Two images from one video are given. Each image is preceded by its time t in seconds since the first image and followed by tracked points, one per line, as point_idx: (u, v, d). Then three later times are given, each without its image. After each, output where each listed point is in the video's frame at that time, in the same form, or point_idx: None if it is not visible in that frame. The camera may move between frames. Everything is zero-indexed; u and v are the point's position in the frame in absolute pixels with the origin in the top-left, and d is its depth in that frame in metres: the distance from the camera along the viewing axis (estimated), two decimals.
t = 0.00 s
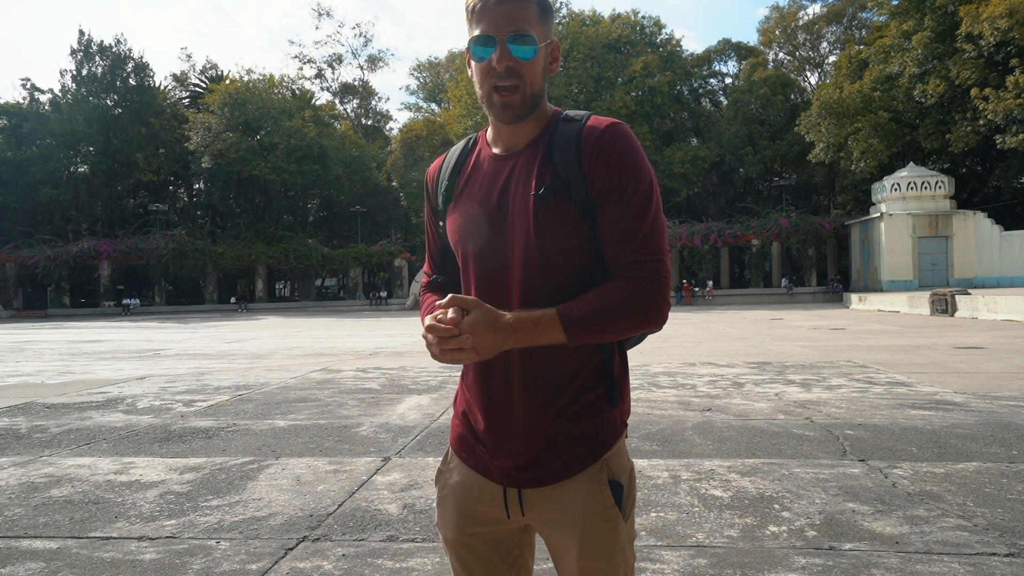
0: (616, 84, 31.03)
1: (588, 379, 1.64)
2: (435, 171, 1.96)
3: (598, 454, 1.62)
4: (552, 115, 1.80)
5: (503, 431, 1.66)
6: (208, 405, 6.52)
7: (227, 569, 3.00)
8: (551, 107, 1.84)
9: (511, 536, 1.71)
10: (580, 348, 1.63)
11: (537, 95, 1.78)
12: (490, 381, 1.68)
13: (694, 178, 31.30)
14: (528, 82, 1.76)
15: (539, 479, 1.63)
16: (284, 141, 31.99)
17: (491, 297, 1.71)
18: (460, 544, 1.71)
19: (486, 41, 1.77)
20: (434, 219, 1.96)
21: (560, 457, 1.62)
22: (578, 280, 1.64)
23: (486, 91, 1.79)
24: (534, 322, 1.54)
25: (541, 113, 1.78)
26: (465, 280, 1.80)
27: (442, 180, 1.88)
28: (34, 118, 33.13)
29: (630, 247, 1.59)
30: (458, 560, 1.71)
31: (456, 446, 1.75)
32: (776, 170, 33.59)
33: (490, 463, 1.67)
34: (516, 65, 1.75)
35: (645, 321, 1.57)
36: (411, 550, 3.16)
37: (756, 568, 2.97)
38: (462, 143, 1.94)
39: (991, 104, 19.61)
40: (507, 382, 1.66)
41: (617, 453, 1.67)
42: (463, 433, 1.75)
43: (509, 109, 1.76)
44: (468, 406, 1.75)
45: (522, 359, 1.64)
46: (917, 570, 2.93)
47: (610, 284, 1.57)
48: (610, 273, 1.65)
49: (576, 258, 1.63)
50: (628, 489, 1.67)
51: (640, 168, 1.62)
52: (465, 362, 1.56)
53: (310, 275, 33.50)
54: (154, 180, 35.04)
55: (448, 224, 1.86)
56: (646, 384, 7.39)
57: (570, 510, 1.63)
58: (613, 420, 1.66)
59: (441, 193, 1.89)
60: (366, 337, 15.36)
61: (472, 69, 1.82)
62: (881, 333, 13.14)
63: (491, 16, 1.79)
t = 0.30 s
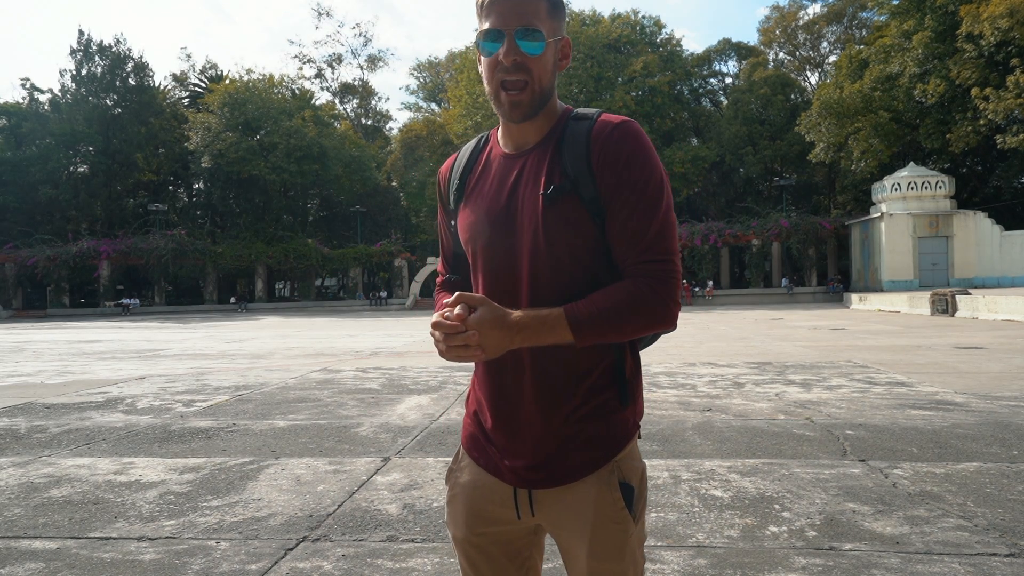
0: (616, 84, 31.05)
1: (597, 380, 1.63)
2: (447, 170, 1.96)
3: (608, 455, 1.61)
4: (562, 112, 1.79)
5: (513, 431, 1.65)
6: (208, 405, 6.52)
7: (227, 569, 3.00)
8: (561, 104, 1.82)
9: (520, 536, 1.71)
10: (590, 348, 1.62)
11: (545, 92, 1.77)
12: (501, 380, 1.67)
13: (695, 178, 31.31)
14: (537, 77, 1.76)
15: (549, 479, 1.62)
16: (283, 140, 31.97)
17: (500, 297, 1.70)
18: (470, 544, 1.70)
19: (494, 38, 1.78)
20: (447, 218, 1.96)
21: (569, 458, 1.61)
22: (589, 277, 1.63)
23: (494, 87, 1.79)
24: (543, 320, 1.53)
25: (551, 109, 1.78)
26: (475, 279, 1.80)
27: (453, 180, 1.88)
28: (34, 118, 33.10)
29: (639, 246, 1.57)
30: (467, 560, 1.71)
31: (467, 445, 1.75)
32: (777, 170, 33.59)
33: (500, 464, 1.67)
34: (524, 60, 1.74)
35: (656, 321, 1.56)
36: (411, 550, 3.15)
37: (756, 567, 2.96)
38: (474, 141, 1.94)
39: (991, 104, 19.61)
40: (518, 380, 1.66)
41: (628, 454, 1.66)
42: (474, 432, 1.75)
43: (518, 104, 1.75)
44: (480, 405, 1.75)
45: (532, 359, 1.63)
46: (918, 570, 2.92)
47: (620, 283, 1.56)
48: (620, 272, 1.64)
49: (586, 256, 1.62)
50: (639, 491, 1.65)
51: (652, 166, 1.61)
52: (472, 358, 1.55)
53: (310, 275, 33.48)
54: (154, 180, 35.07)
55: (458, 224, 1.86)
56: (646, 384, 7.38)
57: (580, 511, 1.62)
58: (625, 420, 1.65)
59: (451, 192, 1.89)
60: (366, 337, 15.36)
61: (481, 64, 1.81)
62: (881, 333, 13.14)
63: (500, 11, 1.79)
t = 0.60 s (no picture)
0: (616, 83, 31.05)
1: (600, 380, 1.62)
2: (451, 171, 1.96)
3: (611, 457, 1.61)
4: (565, 110, 1.79)
5: (515, 430, 1.65)
6: (208, 405, 6.52)
7: (227, 569, 2.99)
8: (564, 104, 1.82)
9: (522, 536, 1.71)
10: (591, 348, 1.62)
11: (546, 90, 1.77)
12: (504, 379, 1.67)
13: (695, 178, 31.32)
14: (538, 75, 1.75)
15: (551, 478, 1.62)
16: (284, 141, 31.97)
17: (503, 297, 1.71)
18: (471, 544, 1.70)
19: (496, 36, 1.78)
20: (451, 218, 1.97)
21: (573, 457, 1.61)
22: (591, 277, 1.63)
23: (495, 83, 1.79)
24: (544, 320, 1.53)
25: (554, 108, 1.78)
26: (477, 278, 1.80)
27: (457, 180, 1.89)
28: (34, 118, 33.08)
29: (641, 245, 1.56)
30: (468, 560, 1.71)
31: (470, 446, 1.75)
32: (777, 170, 33.59)
33: (502, 465, 1.67)
34: (523, 59, 1.74)
35: (657, 320, 1.55)
36: (411, 550, 3.15)
37: (756, 568, 2.96)
38: (478, 142, 1.94)
39: (991, 104, 19.60)
40: (521, 381, 1.65)
41: (631, 456, 1.66)
42: (478, 432, 1.74)
43: (517, 102, 1.76)
44: (482, 405, 1.75)
45: (534, 359, 1.63)
46: (918, 570, 2.92)
47: (621, 282, 1.55)
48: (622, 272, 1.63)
49: (588, 253, 1.62)
50: (641, 491, 1.66)
51: (655, 166, 1.60)
52: (473, 357, 1.56)
53: (310, 275, 33.46)
54: (154, 180, 35.08)
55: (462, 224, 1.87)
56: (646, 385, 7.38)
57: (581, 510, 1.62)
58: (627, 422, 1.65)
59: (454, 193, 1.90)
60: (366, 337, 15.36)
61: (483, 62, 1.81)
62: (881, 333, 13.14)
63: (504, 9, 1.79)
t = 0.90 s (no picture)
0: (616, 83, 31.06)
1: (601, 377, 1.62)
2: (451, 170, 1.95)
3: (614, 456, 1.61)
4: (567, 106, 1.79)
5: (517, 430, 1.65)
6: (208, 405, 6.52)
7: (227, 569, 3.00)
8: (567, 101, 1.82)
9: (522, 537, 1.70)
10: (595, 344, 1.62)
11: (545, 83, 1.76)
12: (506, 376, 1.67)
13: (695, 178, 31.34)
14: (536, 70, 1.75)
15: (553, 478, 1.62)
16: (284, 140, 31.99)
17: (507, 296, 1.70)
18: (472, 543, 1.70)
19: (498, 30, 1.79)
20: (451, 218, 1.97)
21: (576, 458, 1.61)
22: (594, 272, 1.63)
23: (493, 75, 1.79)
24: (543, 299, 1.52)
25: (554, 103, 1.77)
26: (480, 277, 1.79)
27: (459, 178, 1.88)
28: (34, 118, 33.08)
29: (646, 240, 1.56)
30: (468, 560, 1.71)
31: (471, 445, 1.75)
32: (776, 170, 33.59)
33: (505, 464, 1.67)
34: (521, 52, 1.75)
35: (664, 315, 1.54)
36: (411, 550, 3.15)
37: (756, 567, 2.97)
38: (479, 139, 1.94)
39: (991, 104, 19.61)
40: (522, 377, 1.64)
41: (634, 456, 1.66)
42: (479, 431, 1.74)
43: (515, 95, 1.75)
44: (483, 405, 1.75)
45: (539, 354, 1.61)
46: (918, 570, 2.92)
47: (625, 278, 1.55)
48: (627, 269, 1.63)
49: (591, 250, 1.62)
50: (644, 491, 1.66)
51: (658, 164, 1.60)
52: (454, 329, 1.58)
53: (310, 275, 33.46)
54: (154, 180, 35.11)
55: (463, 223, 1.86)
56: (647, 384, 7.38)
57: (584, 510, 1.62)
58: (630, 421, 1.64)
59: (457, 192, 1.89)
60: (366, 337, 15.36)
61: (486, 56, 1.82)
62: (881, 332, 13.14)
63: (507, 4, 1.80)
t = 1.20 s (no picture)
0: (616, 83, 31.07)
1: (616, 375, 1.61)
2: (465, 171, 1.95)
3: (628, 456, 1.60)
4: (583, 106, 1.78)
5: (531, 429, 1.65)
6: (208, 405, 6.52)
7: (227, 569, 2.99)
8: (584, 103, 1.81)
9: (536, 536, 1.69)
10: (609, 340, 1.61)
11: (560, 84, 1.76)
12: (520, 371, 1.67)
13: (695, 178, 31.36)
14: (551, 69, 1.75)
15: (568, 477, 1.61)
16: (284, 140, 31.99)
17: (519, 293, 1.69)
18: (483, 543, 1.68)
19: (515, 29, 1.79)
20: (465, 219, 1.96)
21: (589, 456, 1.60)
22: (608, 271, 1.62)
23: (510, 75, 1.79)
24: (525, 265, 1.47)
25: (570, 105, 1.77)
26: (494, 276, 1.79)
27: (473, 178, 1.89)
28: (34, 118, 33.08)
29: (653, 232, 1.53)
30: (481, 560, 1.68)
31: (484, 443, 1.74)
32: (777, 170, 33.61)
33: (520, 463, 1.66)
34: (537, 51, 1.75)
35: (665, 312, 1.51)
36: (411, 551, 3.15)
37: (756, 568, 2.96)
38: (495, 141, 1.94)
39: (991, 104, 19.61)
40: (537, 375, 1.64)
41: (650, 456, 1.65)
42: (492, 430, 1.73)
43: (530, 97, 1.76)
44: (498, 403, 1.74)
45: (554, 350, 1.62)
46: (918, 570, 2.92)
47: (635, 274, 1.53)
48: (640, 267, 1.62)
49: (603, 247, 1.61)
50: (660, 493, 1.64)
51: (668, 158, 1.58)
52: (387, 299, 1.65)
53: (310, 275, 33.47)
54: (154, 180, 35.13)
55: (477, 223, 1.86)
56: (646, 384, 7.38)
57: (600, 510, 1.61)
58: (645, 422, 1.63)
59: (471, 192, 1.90)
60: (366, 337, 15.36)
61: (503, 55, 1.83)
62: (881, 333, 13.14)
63: (525, 3, 1.80)
